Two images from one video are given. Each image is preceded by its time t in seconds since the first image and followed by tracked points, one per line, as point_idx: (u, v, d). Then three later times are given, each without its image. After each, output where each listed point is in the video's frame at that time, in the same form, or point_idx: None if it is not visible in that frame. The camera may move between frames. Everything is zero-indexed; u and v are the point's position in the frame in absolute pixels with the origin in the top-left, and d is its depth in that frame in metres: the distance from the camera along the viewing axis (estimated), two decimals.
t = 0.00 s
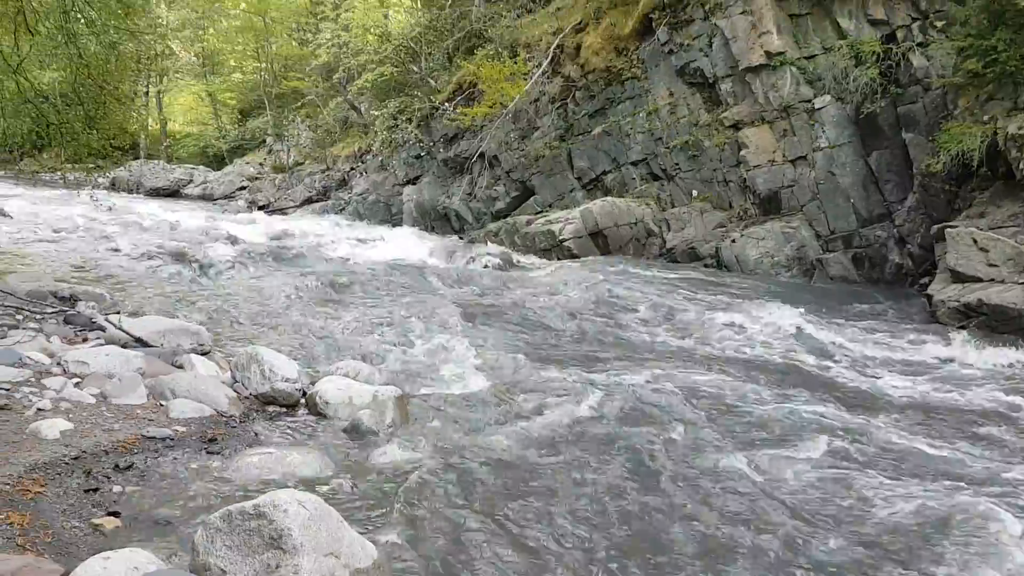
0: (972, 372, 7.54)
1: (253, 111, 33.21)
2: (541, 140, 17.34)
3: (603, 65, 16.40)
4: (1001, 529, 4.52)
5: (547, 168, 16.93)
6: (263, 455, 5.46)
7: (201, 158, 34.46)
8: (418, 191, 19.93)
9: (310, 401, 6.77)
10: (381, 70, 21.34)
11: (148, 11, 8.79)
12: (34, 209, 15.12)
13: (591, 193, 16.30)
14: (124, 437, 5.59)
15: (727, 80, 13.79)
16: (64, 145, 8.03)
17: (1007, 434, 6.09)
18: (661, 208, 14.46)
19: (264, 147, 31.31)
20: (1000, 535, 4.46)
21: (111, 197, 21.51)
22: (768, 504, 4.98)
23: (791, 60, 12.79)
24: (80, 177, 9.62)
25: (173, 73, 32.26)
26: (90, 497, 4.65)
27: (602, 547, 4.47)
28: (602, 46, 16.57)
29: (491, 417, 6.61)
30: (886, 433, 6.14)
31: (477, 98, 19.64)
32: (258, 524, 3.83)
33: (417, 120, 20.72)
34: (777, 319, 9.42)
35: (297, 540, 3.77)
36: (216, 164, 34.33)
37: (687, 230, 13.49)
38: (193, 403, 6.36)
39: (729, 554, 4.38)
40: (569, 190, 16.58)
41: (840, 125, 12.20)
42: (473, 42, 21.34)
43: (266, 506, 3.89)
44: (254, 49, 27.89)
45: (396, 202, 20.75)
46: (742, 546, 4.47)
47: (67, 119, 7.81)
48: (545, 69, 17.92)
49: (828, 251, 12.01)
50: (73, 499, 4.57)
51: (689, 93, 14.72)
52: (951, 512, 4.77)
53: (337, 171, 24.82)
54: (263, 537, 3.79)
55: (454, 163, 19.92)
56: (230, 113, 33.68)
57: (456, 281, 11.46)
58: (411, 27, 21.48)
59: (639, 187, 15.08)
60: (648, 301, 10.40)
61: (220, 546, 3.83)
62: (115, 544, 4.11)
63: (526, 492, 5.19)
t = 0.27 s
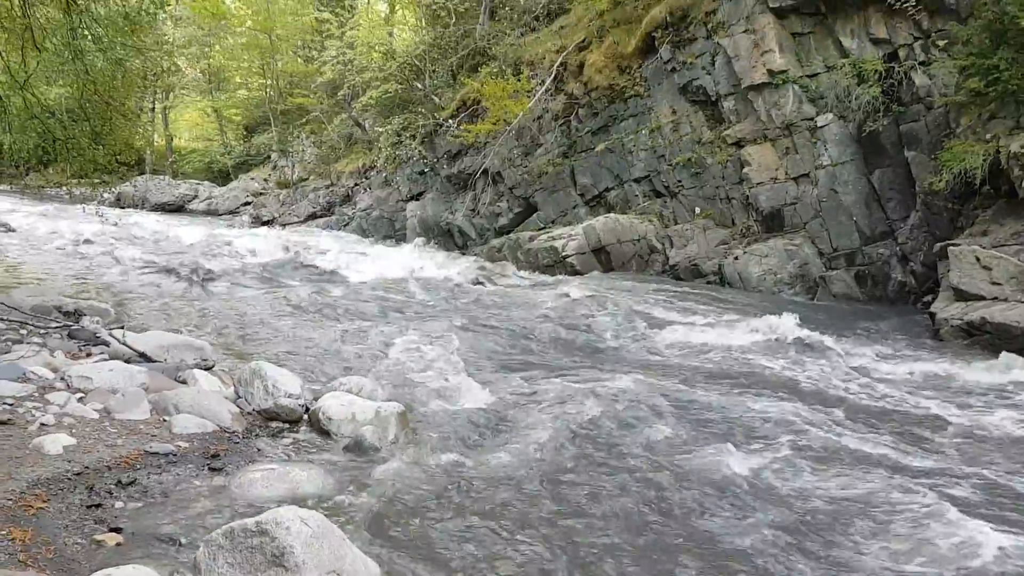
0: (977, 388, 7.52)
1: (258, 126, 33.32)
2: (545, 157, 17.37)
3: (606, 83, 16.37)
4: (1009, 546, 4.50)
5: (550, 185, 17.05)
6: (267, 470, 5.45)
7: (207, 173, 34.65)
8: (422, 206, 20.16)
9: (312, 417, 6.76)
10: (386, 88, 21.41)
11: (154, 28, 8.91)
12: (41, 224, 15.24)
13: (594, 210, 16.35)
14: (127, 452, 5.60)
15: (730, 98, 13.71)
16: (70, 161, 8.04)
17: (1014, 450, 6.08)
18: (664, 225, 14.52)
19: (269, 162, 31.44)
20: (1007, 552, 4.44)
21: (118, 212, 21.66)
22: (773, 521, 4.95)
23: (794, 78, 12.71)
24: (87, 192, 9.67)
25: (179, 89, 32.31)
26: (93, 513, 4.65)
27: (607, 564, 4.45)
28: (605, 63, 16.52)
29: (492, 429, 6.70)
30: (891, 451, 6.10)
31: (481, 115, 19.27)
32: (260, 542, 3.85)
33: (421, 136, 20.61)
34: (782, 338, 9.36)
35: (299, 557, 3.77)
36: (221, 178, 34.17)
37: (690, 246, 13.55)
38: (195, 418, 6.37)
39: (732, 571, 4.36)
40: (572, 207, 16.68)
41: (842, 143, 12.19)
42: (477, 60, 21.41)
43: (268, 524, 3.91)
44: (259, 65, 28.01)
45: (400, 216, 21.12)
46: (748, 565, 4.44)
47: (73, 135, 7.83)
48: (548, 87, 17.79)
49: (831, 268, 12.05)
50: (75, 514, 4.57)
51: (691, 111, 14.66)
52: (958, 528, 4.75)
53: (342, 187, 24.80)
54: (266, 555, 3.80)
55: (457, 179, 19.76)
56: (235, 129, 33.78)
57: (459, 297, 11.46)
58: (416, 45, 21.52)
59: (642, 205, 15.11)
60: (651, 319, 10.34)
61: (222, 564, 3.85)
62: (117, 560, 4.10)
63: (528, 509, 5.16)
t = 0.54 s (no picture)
0: (995, 407, 7.45)
1: (272, 140, 33.44)
2: (556, 172, 17.37)
3: (617, 99, 16.31)
4: None
5: (562, 200, 17.01)
6: (276, 485, 5.44)
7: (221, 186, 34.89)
8: (434, 220, 20.20)
9: (323, 433, 6.73)
10: (399, 102, 21.62)
11: (170, 44, 9.07)
12: (57, 236, 15.36)
13: (606, 225, 16.31)
14: (138, 467, 5.59)
15: (742, 114, 13.76)
16: (84, 174, 8.03)
17: None
18: (675, 240, 14.49)
19: (282, 175, 31.54)
20: None
21: (131, 225, 21.81)
22: (790, 540, 4.88)
23: (806, 94, 12.78)
24: (101, 206, 9.67)
25: (194, 104, 32.54)
26: (104, 527, 4.64)
27: None
28: (616, 79, 16.47)
29: (505, 445, 6.66)
30: (910, 471, 6.00)
31: (492, 129, 19.55)
32: (270, 558, 3.84)
33: (434, 151, 20.63)
34: (793, 354, 9.35)
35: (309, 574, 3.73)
36: (234, 192, 34.48)
37: (701, 261, 13.61)
38: (206, 432, 6.36)
39: None
40: (583, 222, 16.62)
41: (854, 159, 12.12)
42: (489, 75, 21.47)
43: (278, 540, 3.90)
44: (274, 80, 28.28)
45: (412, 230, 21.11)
46: None
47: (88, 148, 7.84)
48: (560, 102, 17.81)
49: (844, 285, 11.93)
50: (87, 528, 4.56)
51: (703, 126, 14.69)
52: (982, 552, 4.71)
53: (354, 200, 24.78)
54: (275, 571, 3.78)
55: (470, 194, 19.77)
56: (249, 143, 33.95)
57: (471, 311, 11.44)
58: (429, 60, 21.70)
59: (653, 220, 15.09)
60: (662, 335, 10.27)
61: None
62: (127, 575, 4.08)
63: (543, 528, 5.11)
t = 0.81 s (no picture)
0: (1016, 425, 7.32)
1: (287, 156, 33.56)
2: (570, 188, 17.21)
3: (631, 115, 16.24)
4: None
5: (575, 216, 16.82)
6: (288, 501, 5.40)
7: (236, 203, 35.16)
8: (446, 236, 20.18)
9: (336, 447, 6.73)
10: (413, 119, 21.81)
11: (187, 62, 9.18)
12: (74, 252, 15.49)
13: (619, 241, 16.10)
14: (152, 481, 5.60)
15: (756, 130, 13.69)
16: (101, 190, 8.09)
17: None
18: (689, 256, 14.34)
19: (297, 192, 31.62)
20: None
21: (147, 240, 21.97)
22: (811, 560, 4.80)
23: (820, 111, 12.74)
24: (118, 221, 9.74)
25: (210, 121, 32.49)
26: (117, 542, 4.64)
27: None
28: (630, 96, 16.49)
29: (521, 459, 6.66)
30: (932, 490, 5.90)
31: (505, 146, 19.46)
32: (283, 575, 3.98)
33: (447, 167, 20.73)
34: (807, 371, 9.32)
35: None
36: (249, 209, 34.69)
37: (714, 278, 13.46)
38: (220, 447, 6.36)
39: None
40: (597, 237, 16.43)
41: (870, 175, 12.11)
42: (503, 92, 21.59)
43: (292, 557, 4.04)
44: (289, 97, 28.07)
45: (425, 246, 21.12)
46: None
47: (104, 164, 7.91)
48: (573, 119, 17.66)
49: (859, 301, 11.89)
50: (100, 543, 4.56)
51: (717, 143, 14.55)
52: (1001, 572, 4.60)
53: (368, 217, 24.84)
54: None
55: (483, 210, 19.67)
56: (265, 159, 34.12)
57: (483, 327, 11.39)
58: (443, 77, 21.80)
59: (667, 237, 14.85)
60: (675, 352, 10.23)
61: None
62: None
63: (559, 547, 5.03)
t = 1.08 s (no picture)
0: None
1: (303, 165, 33.77)
2: (584, 196, 17.28)
3: (646, 123, 16.16)
4: None
5: (590, 225, 16.78)
6: (303, 510, 5.38)
7: (252, 211, 35.43)
8: (461, 244, 20.29)
9: (350, 456, 6.72)
10: (428, 128, 21.92)
11: (204, 72, 9.25)
12: (94, 260, 15.66)
13: (634, 249, 16.02)
14: (168, 490, 5.60)
15: (772, 139, 13.68)
16: (119, 198, 8.14)
17: None
18: (705, 265, 14.22)
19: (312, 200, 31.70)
20: None
21: (164, 248, 22.19)
22: (836, 575, 4.70)
23: (838, 120, 12.75)
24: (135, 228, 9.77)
25: (229, 130, 32.63)
26: (133, 551, 4.64)
27: None
28: (645, 105, 16.39)
29: (540, 468, 6.64)
30: (956, 501, 5.81)
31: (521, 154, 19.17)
32: None
33: (462, 176, 20.94)
34: (823, 381, 9.26)
35: None
36: (266, 217, 34.98)
37: (731, 287, 13.37)
38: (236, 456, 6.36)
39: None
40: (611, 245, 16.32)
41: (887, 184, 12.02)
42: (518, 101, 21.60)
43: (307, 566, 4.14)
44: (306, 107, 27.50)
45: (440, 254, 21.18)
46: None
47: (123, 173, 7.97)
48: (588, 127, 17.75)
49: (877, 311, 11.68)
50: (117, 551, 4.57)
51: (733, 152, 14.53)
52: None
53: (382, 224, 24.88)
54: None
55: (497, 217, 19.86)
56: (282, 168, 34.37)
57: (498, 335, 11.36)
58: (459, 87, 21.96)
59: (683, 245, 14.80)
60: (690, 361, 10.15)
61: None
62: None
63: (577, 559, 4.96)
